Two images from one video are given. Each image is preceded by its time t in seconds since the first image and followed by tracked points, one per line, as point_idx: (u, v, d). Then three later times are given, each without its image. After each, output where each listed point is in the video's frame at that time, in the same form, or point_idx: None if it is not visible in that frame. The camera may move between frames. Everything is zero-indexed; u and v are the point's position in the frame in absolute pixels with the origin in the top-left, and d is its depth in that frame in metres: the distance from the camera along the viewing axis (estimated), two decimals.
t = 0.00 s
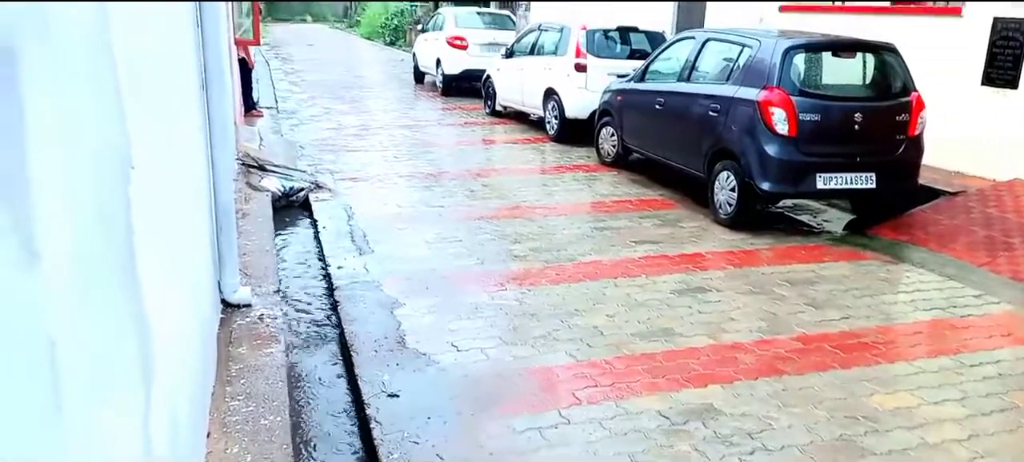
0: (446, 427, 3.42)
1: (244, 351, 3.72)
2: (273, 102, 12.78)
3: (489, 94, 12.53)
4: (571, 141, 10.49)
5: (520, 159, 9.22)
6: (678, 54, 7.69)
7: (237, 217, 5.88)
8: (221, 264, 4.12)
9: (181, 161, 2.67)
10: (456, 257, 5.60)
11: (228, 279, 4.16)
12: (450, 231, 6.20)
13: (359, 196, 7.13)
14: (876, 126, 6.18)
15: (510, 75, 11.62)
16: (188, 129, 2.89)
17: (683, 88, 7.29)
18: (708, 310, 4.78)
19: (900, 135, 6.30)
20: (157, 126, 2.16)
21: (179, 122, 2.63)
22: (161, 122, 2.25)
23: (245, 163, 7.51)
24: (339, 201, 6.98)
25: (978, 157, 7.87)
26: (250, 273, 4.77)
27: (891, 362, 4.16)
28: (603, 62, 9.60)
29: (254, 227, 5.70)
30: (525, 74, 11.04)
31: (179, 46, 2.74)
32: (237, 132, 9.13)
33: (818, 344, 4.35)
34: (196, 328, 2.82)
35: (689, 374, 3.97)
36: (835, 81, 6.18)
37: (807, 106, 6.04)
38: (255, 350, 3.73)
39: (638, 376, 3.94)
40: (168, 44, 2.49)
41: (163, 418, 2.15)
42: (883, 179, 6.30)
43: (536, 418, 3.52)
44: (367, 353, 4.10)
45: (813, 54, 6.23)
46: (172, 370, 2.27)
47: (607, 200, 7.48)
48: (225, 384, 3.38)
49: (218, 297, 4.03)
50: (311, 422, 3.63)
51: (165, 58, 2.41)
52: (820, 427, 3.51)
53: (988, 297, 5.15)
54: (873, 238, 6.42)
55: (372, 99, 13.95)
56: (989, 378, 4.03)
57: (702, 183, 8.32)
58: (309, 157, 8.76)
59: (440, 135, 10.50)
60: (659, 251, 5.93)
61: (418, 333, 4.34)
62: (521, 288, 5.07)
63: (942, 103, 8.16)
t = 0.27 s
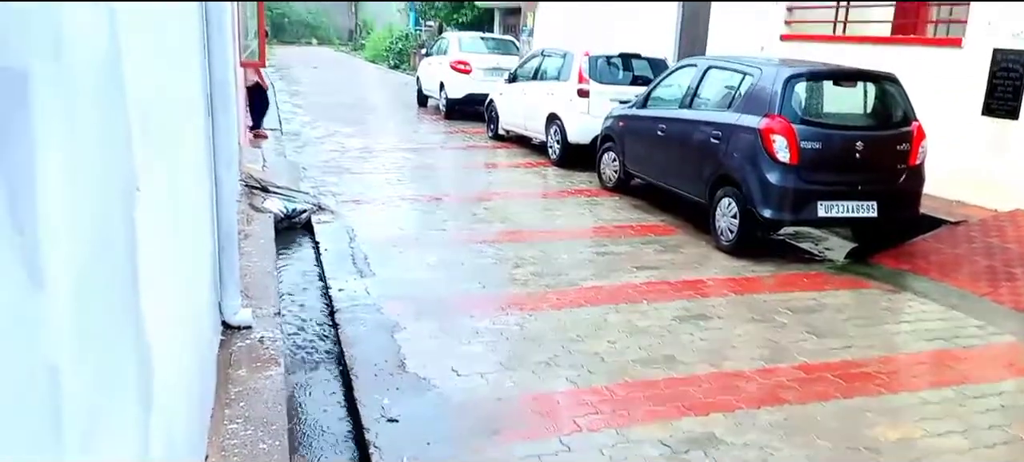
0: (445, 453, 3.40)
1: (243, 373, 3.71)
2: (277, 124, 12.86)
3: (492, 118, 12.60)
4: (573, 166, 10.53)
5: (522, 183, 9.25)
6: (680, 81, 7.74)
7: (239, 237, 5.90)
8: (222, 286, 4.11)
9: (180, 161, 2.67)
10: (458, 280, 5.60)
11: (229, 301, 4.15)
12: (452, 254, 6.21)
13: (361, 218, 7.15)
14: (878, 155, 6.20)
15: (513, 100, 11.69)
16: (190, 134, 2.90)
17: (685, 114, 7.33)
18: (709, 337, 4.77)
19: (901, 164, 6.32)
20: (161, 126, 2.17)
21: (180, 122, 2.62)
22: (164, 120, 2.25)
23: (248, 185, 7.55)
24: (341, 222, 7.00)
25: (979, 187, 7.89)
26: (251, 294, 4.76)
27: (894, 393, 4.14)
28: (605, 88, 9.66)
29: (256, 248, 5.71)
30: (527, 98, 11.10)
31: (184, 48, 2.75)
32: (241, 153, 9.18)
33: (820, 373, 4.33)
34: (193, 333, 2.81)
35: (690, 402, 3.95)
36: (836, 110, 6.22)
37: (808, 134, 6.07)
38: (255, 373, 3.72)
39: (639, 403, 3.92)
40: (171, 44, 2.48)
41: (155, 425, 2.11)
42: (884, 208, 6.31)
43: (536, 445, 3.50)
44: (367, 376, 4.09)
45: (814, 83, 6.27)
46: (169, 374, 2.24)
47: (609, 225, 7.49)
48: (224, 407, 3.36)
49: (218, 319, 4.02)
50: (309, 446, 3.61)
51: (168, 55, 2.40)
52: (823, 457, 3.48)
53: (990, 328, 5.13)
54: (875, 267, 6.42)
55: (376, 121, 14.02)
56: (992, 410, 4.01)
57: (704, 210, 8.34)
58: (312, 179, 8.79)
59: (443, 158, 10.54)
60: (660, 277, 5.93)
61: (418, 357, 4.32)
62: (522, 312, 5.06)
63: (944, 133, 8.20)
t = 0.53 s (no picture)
0: None
1: (237, 389, 3.68)
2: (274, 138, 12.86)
3: (489, 134, 12.63)
4: (569, 181, 10.54)
5: (519, 198, 9.25)
6: (677, 97, 7.77)
7: (234, 252, 5.88)
8: (217, 301, 4.09)
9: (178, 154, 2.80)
10: (454, 295, 5.58)
11: (224, 316, 4.13)
12: (448, 269, 6.20)
13: (357, 233, 7.13)
14: (873, 171, 6.22)
15: (509, 115, 11.71)
16: (186, 134, 2.93)
17: (682, 130, 7.35)
18: (706, 353, 4.75)
19: (897, 180, 6.34)
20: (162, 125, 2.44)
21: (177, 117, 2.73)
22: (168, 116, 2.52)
23: (244, 199, 7.54)
24: (337, 237, 6.99)
25: (974, 202, 7.91)
26: (246, 310, 4.75)
27: (891, 409, 4.13)
28: (602, 104, 9.69)
29: (252, 263, 5.70)
30: (524, 114, 11.13)
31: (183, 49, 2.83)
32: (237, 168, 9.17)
33: (817, 389, 4.32)
34: (188, 319, 2.98)
35: (687, 418, 3.93)
36: (832, 126, 6.24)
37: (804, 150, 6.09)
38: (249, 388, 3.70)
39: (636, 419, 3.90)
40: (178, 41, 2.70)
41: (141, 392, 2.38)
42: (880, 223, 6.32)
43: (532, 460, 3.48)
44: (362, 392, 4.07)
45: (810, 99, 6.30)
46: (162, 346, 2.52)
47: (605, 240, 7.49)
48: (218, 422, 3.34)
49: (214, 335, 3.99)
50: None
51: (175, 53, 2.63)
52: None
53: (987, 343, 5.13)
54: (871, 282, 6.42)
55: (373, 136, 14.03)
56: (991, 426, 4.00)
57: (700, 225, 8.35)
58: (308, 194, 8.78)
59: (439, 173, 10.55)
60: (657, 292, 5.92)
61: (414, 373, 4.30)
62: (518, 327, 5.04)
63: (939, 148, 8.24)
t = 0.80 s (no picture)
0: None
1: (241, 399, 3.69)
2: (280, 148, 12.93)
3: (494, 143, 12.67)
4: (574, 190, 10.55)
5: (524, 208, 9.26)
6: (682, 107, 7.78)
7: (240, 262, 5.91)
8: (223, 311, 4.10)
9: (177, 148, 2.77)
10: (459, 305, 5.59)
11: (229, 326, 4.15)
12: (453, 279, 6.20)
13: (363, 243, 7.15)
14: (879, 181, 6.21)
15: (515, 124, 11.74)
16: (190, 135, 2.93)
17: (686, 140, 7.36)
18: (711, 364, 4.75)
19: (902, 191, 6.33)
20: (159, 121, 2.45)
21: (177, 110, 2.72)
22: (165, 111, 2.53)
23: (250, 208, 7.58)
24: (343, 247, 7.01)
25: (980, 213, 7.88)
26: (251, 319, 4.76)
27: (897, 421, 4.11)
28: (607, 114, 9.72)
29: (257, 273, 5.72)
30: (529, 123, 11.16)
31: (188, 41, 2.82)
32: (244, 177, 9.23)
33: (823, 401, 4.30)
34: (190, 317, 3.00)
35: (692, 430, 3.92)
36: (837, 136, 6.24)
37: (809, 160, 6.09)
38: (254, 398, 3.70)
39: (640, 431, 3.89)
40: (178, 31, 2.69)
41: (137, 391, 2.38)
42: (886, 234, 6.31)
43: None
44: (366, 402, 4.07)
45: (815, 110, 6.30)
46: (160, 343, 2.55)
47: (610, 249, 7.49)
48: (222, 433, 3.34)
49: (219, 344, 4.01)
50: None
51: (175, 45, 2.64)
52: None
53: (993, 355, 5.11)
54: (877, 293, 6.40)
55: (379, 146, 14.08)
56: (997, 439, 3.98)
57: (705, 235, 8.34)
58: (314, 203, 8.82)
59: (445, 183, 10.58)
60: (662, 303, 5.91)
61: (418, 383, 4.30)
62: (522, 338, 5.04)
63: (945, 158, 8.23)
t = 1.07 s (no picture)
0: None
1: (233, 416, 3.66)
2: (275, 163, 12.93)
3: (489, 158, 12.68)
4: (568, 206, 10.56)
5: (518, 223, 9.26)
6: (676, 123, 7.81)
7: (233, 278, 5.89)
8: (215, 327, 4.08)
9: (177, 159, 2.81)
10: (453, 321, 5.57)
11: (222, 343, 4.12)
12: (447, 294, 6.19)
13: (357, 258, 7.14)
14: (872, 198, 6.23)
15: (509, 140, 11.77)
16: (184, 139, 2.96)
17: (680, 157, 7.38)
18: (706, 381, 4.73)
19: (896, 208, 6.35)
20: (166, 124, 2.48)
21: (177, 115, 2.77)
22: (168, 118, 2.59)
23: (244, 223, 7.57)
24: (337, 262, 6.99)
25: (973, 230, 7.90)
26: (244, 336, 4.74)
27: (892, 439, 4.10)
28: (601, 129, 9.75)
29: (251, 288, 5.70)
30: (524, 139, 11.18)
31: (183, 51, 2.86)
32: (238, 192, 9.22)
33: (818, 419, 4.29)
34: (183, 320, 3.01)
35: (687, 448, 3.90)
36: (831, 153, 6.27)
37: (803, 177, 6.11)
38: (245, 416, 3.67)
39: (635, 448, 3.87)
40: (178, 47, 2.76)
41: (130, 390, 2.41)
42: (879, 251, 6.33)
43: None
44: (359, 420, 4.04)
45: (808, 127, 6.33)
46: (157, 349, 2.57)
47: (604, 265, 7.49)
48: (214, 451, 3.31)
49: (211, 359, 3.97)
50: None
51: (174, 55, 2.68)
52: None
53: (987, 373, 5.11)
54: (871, 310, 6.41)
55: (373, 161, 14.09)
56: (992, 457, 3.97)
57: (699, 251, 8.35)
58: (308, 218, 8.80)
59: (439, 198, 10.58)
60: (656, 319, 5.90)
61: (411, 400, 4.28)
62: (517, 354, 5.02)
63: (938, 175, 8.25)
